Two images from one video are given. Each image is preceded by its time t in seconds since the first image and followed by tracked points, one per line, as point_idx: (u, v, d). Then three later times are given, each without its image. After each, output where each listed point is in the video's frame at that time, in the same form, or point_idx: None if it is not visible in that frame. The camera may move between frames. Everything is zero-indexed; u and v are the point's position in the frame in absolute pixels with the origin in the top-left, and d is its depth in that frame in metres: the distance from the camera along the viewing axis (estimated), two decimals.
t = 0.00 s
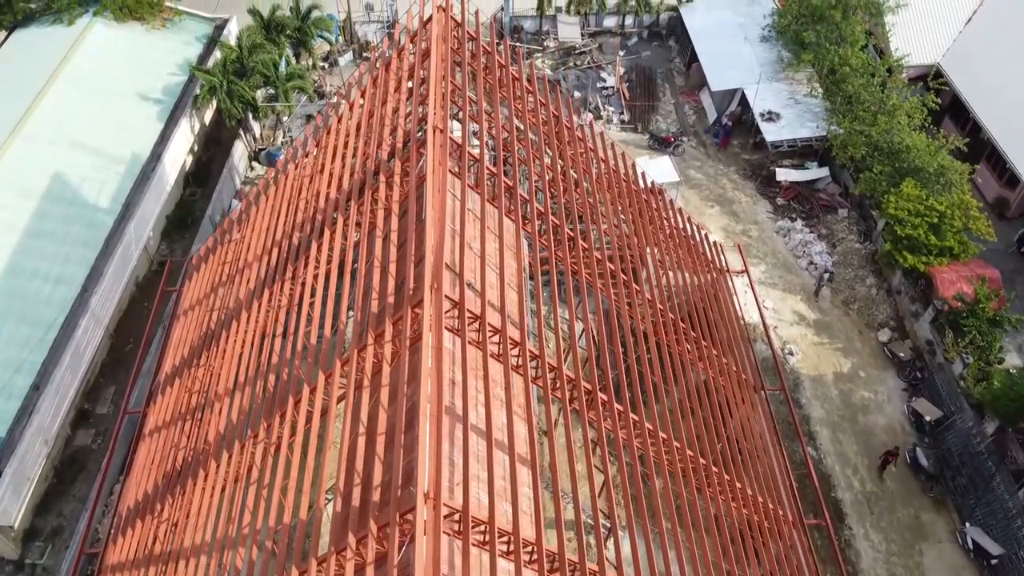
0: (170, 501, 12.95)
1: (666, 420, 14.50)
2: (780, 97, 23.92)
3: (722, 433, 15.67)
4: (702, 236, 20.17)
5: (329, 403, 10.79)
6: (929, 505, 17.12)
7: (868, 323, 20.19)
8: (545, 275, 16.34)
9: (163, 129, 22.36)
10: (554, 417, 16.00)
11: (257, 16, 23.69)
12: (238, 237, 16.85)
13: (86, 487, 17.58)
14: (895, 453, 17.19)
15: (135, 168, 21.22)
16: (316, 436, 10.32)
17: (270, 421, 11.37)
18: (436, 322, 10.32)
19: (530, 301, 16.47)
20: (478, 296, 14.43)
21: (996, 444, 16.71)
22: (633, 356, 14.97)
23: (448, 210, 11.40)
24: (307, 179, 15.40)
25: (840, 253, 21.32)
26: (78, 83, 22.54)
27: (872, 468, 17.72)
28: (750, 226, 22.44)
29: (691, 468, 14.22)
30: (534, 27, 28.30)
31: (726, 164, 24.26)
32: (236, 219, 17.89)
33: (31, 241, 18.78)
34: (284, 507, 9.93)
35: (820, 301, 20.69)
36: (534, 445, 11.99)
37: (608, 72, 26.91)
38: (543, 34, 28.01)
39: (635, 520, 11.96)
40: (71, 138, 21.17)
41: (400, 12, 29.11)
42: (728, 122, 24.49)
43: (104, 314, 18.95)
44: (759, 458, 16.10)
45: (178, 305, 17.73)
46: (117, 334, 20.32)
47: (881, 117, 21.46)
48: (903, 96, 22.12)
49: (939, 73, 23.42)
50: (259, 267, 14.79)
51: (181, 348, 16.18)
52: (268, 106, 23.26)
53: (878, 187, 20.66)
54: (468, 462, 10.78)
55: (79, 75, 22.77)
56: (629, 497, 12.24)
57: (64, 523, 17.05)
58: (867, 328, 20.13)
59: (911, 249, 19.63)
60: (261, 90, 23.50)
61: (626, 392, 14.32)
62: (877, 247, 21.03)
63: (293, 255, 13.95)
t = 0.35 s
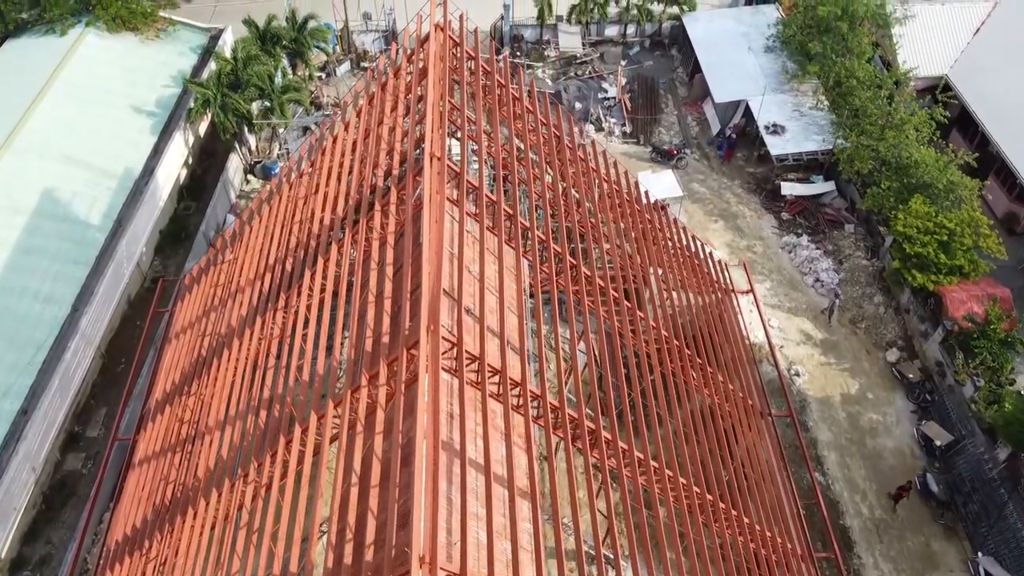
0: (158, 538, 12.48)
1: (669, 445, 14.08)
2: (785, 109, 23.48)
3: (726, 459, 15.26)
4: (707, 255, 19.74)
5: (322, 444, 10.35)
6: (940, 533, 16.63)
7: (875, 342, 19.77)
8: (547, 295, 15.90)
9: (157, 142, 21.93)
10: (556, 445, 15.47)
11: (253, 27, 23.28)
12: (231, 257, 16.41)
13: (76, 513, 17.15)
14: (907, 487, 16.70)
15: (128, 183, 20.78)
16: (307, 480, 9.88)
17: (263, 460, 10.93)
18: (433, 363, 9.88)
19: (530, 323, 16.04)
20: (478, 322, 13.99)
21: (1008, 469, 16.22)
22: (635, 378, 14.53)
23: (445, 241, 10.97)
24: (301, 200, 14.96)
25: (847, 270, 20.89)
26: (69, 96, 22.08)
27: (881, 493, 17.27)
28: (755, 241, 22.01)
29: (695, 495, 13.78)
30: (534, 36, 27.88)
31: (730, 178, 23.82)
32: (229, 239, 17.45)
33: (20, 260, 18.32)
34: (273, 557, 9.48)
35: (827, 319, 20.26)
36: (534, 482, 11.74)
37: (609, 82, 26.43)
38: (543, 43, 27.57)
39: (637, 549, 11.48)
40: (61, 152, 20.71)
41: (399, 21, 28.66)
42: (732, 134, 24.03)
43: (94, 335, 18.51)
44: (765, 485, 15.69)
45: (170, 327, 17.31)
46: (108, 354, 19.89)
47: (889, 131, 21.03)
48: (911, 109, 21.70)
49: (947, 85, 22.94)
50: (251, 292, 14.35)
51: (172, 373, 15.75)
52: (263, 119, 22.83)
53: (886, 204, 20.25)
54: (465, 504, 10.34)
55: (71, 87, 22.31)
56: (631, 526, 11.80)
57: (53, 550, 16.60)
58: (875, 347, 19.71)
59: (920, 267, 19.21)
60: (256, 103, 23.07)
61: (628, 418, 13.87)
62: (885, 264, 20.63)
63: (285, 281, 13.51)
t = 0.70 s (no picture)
0: None
1: (673, 476, 13.59)
2: (789, 127, 23.06)
3: (732, 490, 14.77)
4: (712, 279, 19.33)
5: (313, 494, 9.87)
6: (952, 568, 16.04)
7: (883, 367, 19.35)
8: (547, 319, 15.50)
9: (150, 162, 21.50)
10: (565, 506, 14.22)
11: (249, 44, 22.92)
12: (222, 284, 15.99)
13: (63, 547, 16.65)
14: (922, 529, 16.08)
15: (120, 205, 20.35)
16: (297, 535, 9.39)
17: (252, 508, 10.46)
18: (429, 411, 9.44)
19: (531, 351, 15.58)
20: (477, 356, 13.54)
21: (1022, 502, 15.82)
22: (638, 406, 14.08)
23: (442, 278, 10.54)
24: (294, 227, 14.53)
25: (854, 293, 20.50)
26: (61, 115, 21.63)
27: (892, 526, 16.74)
28: (760, 262, 21.59)
29: (700, 529, 13.26)
30: (535, 51, 27.57)
31: (733, 197, 23.41)
32: (221, 264, 17.03)
33: (8, 286, 17.86)
34: None
35: (834, 344, 19.85)
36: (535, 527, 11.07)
37: (611, 98, 26.01)
38: (544, 59, 27.25)
39: None
40: (52, 173, 20.26)
41: (398, 37, 28.25)
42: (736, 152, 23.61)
43: (84, 363, 18.03)
44: (773, 518, 15.18)
45: (161, 355, 16.86)
46: (99, 380, 19.44)
47: (896, 151, 20.63)
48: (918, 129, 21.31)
49: (955, 104, 22.50)
50: (243, 322, 13.91)
51: (162, 405, 15.30)
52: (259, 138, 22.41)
53: (894, 226, 19.83)
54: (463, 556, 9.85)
55: (63, 106, 21.86)
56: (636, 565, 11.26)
57: None
58: (883, 373, 19.29)
59: (930, 291, 18.79)
60: (251, 121, 22.67)
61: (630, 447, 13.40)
62: (893, 288, 20.25)
63: (277, 314, 13.07)
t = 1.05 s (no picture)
0: None
1: (678, 511, 13.12)
2: (794, 149, 22.68)
3: (738, 524, 14.28)
4: (716, 307, 18.93)
5: (303, 550, 9.42)
6: None
7: (892, 397, 18.92)
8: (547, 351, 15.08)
9: (144, 186, 21.09)
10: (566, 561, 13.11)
11: (244, 65, 22.56)
12: (214, 316, 15.57)
13: None
14: None
15: (112, 230, 19.92)
16: None
17: (239, 561, 10.00)
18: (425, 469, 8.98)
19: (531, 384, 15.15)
20: (476, 394, 13.10)
21: None
22: (640, 439, 13.64)
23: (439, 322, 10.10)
24: (287, 259, 14.11)
25: (861, 319, 20.07)
26: (53, 137, 21.23)
27: (903, 564, 16.24)
28: (765, 287, 21.19)
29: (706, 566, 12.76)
30: (535, 70, 27.24)
31: (737, 220, 23.02)
32: (213, 294, 16.63)
33: None
34: None
35: (841, 372, 19.42)
36: None
37: (612, 118, 25.62)
38: (544, 77, 26.90)
39: None
40: (43, 198, 19.84)
41: (398, 55, 28.23)
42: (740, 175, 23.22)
43: (72, 396, 17.59)
44: (781, 554, 14.68)
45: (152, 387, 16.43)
46: (89, 411, 18.99)
47: (903, 175, 20.25)
48: (926, 151, 20.92)
49: (962, 127, 22.09)
50: (234, 358, 13.48)
51: (152, 441, 14.85)
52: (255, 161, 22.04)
53: (903, 252, 19.42)
54: None
55: (56, 128, 21.47)
56: None
57: None
58: (892, 403, 18.85)
59: (939, 319, 18.36)
60: (247, 143, 22.29)
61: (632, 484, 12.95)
62: (901, 314, 19.84)
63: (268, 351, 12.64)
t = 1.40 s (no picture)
0: None
1: (684, 545, 12.51)
2: (798, 171, 22.30)
3: (745, 559, 13.66)
4: (720, 336, 18.51)
5: None
6: None
7: (901, 428, 18.47)
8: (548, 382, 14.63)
9: (137, 209, 20.68)
10: None
11: (240, 86, 22.23)
12: (206, 348, 15.16)
13: None
14: None
15: (104, 255, 19.50)
16: None
17: None
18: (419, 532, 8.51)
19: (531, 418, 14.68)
20: (474, 434, 12.64)
21: None
22: (643, 472, 13.10)
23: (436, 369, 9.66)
24: (280, 292, 13.68)
25: (869, 347, 19.65)
26: (44, 160, 20.83)
27: None
28: (770, 313, 20.76)
29: None
30: (535, 90, 26.92)
31: (741, 243, 22.62)
32: (206, 325, 16.22)
33: None
34: None
35: (848, 401, 18.98)
36: None
37: (613, 138, 25.25)
38: (545, 97, 26.58)
39: None
40: (34, 222, 19.43)
41: (395, 74, 27.91)
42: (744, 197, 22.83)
43: (60, 429, 17.10)
44: None
45: (142, 422, 15.96)
46: (78, 441, 18.52)
47: (911, 199, 19.87)
48: (933, 175, 20.53)
49: (970, 150, 21.71)
50: (223, 395, 13.00)
51: (139, 480, 14.34)
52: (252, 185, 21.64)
53: (912, 279, 19.01)
54: None
55: (48, 150, 21.11)
56: None
57: None
58: (901, 434, 18.40)
59: (949, 349, 17.93)
60: (242, 165, 21.90)
61: (635, 520, 12.44)
62: (909, 342, 19.43)
63: (259, 391, 12.16)
